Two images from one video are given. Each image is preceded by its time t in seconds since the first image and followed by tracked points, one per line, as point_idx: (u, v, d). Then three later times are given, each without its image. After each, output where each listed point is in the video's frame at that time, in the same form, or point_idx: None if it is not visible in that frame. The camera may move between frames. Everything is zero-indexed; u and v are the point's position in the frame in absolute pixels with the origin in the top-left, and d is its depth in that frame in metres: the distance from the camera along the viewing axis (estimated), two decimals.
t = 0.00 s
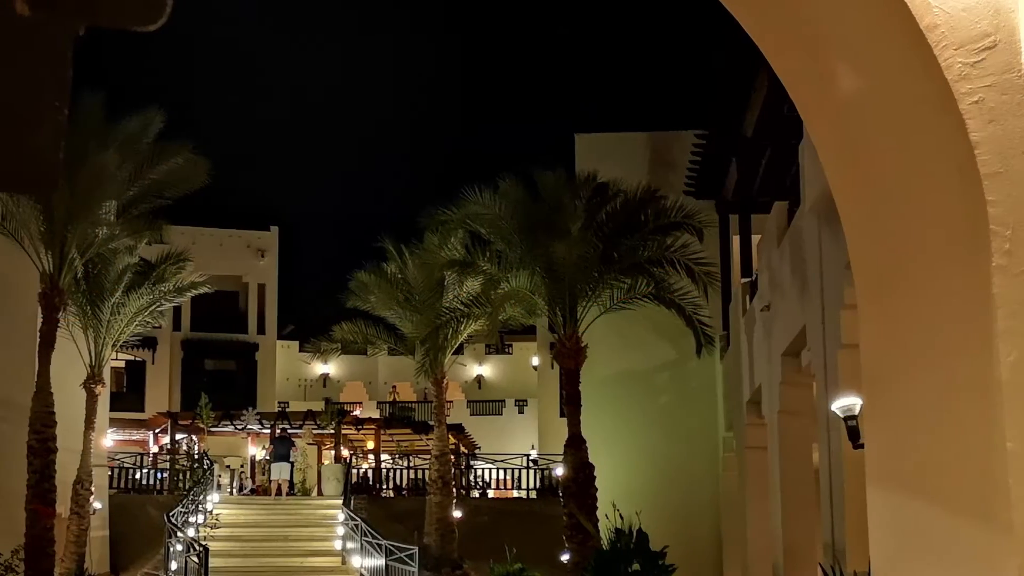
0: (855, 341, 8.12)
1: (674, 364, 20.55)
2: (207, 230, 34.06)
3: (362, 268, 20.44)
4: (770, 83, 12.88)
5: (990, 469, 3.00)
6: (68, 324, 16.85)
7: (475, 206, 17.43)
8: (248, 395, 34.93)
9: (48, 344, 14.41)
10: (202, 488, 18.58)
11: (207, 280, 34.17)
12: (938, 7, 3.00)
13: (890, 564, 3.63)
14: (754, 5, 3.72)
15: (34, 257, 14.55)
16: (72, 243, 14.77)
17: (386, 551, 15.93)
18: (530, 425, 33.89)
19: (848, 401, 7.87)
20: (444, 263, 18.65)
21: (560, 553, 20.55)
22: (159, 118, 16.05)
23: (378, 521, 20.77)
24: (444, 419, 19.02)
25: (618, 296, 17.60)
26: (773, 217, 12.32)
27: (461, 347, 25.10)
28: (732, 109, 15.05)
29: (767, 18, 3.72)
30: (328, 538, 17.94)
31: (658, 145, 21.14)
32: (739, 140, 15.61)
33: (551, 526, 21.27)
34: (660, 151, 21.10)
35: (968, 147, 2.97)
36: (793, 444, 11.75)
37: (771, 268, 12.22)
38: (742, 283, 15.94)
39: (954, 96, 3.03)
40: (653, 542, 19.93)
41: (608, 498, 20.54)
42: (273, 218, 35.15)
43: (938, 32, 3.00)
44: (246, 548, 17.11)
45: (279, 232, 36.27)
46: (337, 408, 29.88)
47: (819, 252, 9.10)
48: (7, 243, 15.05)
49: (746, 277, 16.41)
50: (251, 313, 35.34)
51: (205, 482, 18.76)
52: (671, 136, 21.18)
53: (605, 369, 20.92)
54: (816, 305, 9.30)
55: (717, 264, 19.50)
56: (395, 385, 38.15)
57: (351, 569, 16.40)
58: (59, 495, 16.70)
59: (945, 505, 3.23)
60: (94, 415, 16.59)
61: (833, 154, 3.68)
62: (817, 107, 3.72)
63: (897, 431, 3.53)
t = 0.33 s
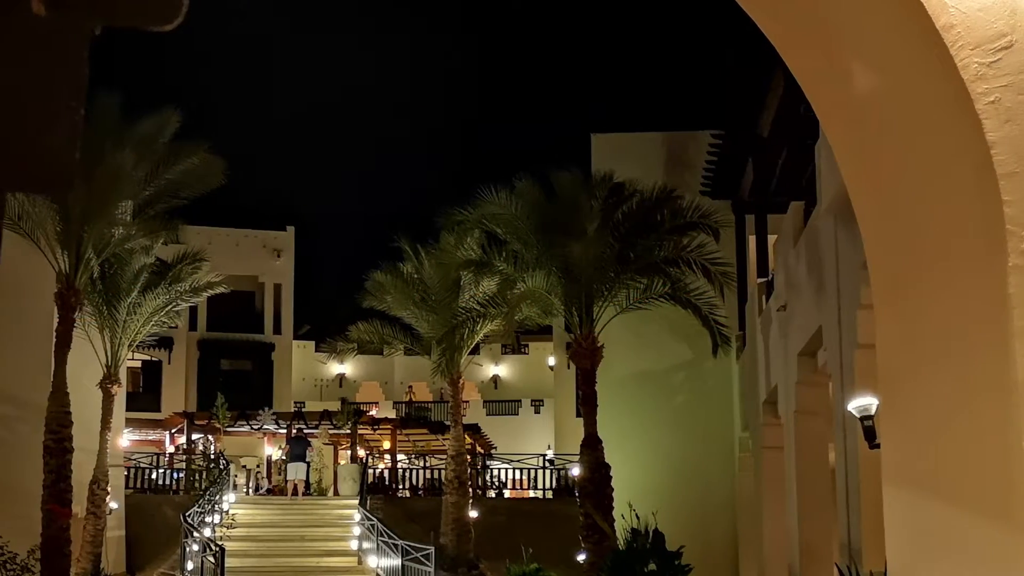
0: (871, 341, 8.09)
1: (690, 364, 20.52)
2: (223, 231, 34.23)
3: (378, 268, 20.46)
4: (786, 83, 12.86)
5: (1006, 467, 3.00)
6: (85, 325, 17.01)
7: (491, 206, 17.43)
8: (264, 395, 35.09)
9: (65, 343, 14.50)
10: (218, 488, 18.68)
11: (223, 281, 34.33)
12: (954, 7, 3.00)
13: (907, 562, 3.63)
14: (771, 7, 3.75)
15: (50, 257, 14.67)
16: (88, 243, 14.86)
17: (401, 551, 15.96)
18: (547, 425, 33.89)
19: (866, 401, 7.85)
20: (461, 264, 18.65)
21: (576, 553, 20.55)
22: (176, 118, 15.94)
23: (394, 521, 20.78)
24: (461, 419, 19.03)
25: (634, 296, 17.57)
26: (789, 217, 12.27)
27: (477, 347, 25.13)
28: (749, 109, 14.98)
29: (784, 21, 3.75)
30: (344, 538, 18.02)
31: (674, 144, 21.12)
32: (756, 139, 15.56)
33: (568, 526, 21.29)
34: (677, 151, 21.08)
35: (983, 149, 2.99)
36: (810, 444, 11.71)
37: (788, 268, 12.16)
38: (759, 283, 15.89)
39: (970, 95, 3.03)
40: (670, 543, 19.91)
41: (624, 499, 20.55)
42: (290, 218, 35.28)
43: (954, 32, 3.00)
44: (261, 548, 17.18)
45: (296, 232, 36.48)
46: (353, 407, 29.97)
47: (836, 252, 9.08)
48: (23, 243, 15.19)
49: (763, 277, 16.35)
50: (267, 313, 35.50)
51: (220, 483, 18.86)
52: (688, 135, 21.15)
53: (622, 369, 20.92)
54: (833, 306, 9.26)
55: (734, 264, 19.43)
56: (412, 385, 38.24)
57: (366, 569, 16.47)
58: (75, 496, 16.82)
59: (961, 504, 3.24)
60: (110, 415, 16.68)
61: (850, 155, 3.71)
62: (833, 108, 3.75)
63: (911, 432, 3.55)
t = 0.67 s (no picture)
0: (887, 341, 8.06)
1: (706, 363, 20.49)
2: (238, 231, 34.39)
3: (394, 268, 20.51)
4: (802, 83, 12.81)
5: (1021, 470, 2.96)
6: (102, 326, 17.15)
7: (508, 206, 17.41)
8: (280, 395, 35.21)
9: (81, 343, 14.58)
10: (234, 488, 18.75)
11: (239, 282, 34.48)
12: (971, 7, 2.94)
13: (923, 562, 3.62)
14: (789, 6, 3.75)
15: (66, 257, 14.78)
16: (104, 243, 14.90)
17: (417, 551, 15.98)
18: (563, 425, 33.90)
19: (882, 402, 7.81)
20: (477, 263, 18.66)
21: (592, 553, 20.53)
22: (192, 119, 15.94)
23: (410, 521, 20.80)
24: (477, 419, 19.05)
25: (650, 297, 17.56)
26: (805, 217, 12.24)
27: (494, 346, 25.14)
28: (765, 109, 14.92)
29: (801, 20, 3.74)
30: (361, 538, 18.07)
31: (689, 144, 21.09)
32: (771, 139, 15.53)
33: (584, 526, 21.29)
34: (692, 152, 21.04)
35: (999, 150, 2.95)
36: (826, 445, 11.67)
37: (804, 268, 12.11)
38: (775, 283, 15.83)
39: (985, 96, 2.97)
40: (686, 543, 19.88)
41: (640, 500, 20.54)
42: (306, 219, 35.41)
43: (971, 34, 2.94)
44: (277, 548, 17.23)
45: (312, 232, 36.60)
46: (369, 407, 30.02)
47: (852, 251, 9.05)
48: (40, 243, 15.33)
49: (779, 276, 16.30)
50: (283, 314, 35.61)
51: (237, 483, 18.93)
52: (703, 135, 21.12)
53: (637, 369, 20.89)
54: (849, 306, 9.23)
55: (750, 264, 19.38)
56: (428, 385, 38.29)
57: (383, 569, 16.52)
58: (91, 496, 16.92)
59: (977, 504, 3.22)
60: (126, 415, 16.76)
61: (868, 154, 3.70)
62: (851, 108, 3.74)
63: (928, 433, 3.53)
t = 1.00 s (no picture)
0: (904, 341, 8.00)
1: (722, 363, 20.42)
2: (255, 232, 34.51)
3: (411, 268, 20.51)
4: (818, 85, 12.76)
5: None
6: (118, 327, 17.23)
7: (524, 206, 17.35)
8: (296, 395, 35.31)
9: (97, 343, 14.64)
10: (250, 488, 18.80)
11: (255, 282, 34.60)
12: (987, 7, 2.92)
13: (939, 564, 3.60)
14: (807, 5, 3.71)
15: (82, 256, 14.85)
16: (121, 243, 14.92)
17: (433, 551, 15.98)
18: (580, 425, 33.87)
19: (898, 403, 7.75)
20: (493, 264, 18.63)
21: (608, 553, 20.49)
22: (208, 119, 15.98)
23: (426, 521, 20.81)
24: (493, 419, 19.04)
25: (666, 297, 17.51)
26: (822, 217, 12.20)
27: (510, 346, 25.13)
28: (781, 110, 14.83)
29: (818, 19, 3.71)
30: (377, 539, 18.11)
31: (706, 145, 21.02)
32: (785, 139, 15.47)
33: (600, 526, 21.26)
34: (709, 152, 20.97)
35: (1016, 149, 2.91)
36: (843, 445, 11.60)
37: (821, 268, 12.06)
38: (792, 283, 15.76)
39: (1002, 97, 2.93)
40: (702, 543, 19.81)
41: (656, 500, 20.52)
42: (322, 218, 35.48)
43: (988, 34, 2.91)
44: (292, 548, 17.27)
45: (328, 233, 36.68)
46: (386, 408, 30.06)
47: (868, 250, 9.01)
48: (56, 243, 15.43)
49: (796, 277, 16.21)
50: (299, 314, 35.71)
51: (253, 483, 18.98)
52: (719, 136, 21.04)
53: (654, 369, 20.87)
54: (865, 306, 9.18)
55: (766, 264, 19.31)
56: (444, 385, 38.33)
57: (399, 569, 16.54)
58: (107, 496, 17.00)
59: (994, 505, 3.19)
60: (142, 416, 16.82)
61: (884, 154, 3.67)
62: (869, 107, 3.71)
63: (944, 433, 3.50)
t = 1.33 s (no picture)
0: (920, 341, 7.96)
1: (738, 363, 20.37)
2: (271, 232, 34.61)
3: (427, 268, 20.51)
4: (834, 84, 12.72)
5: None
6: (134, 327, 17.31)
7: (540, 206, 17.33)
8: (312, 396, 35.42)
9: (113, 344, 14.70)
10: (267, 488, 18.85)
11: (271, 283, 34.71)
12: (1003, 7, 2.87)
13: (956, 564, 3.57)
14: (824, 4, 3.69)
15: (99, 257, 14.88)
16: (137, 243, 14.90)
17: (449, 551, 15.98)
18: (597, 425, 33.84)
19: (915, 404, 7.69)
20: (509, 264, 18.61)
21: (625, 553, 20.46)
22: (225, 120, 16.03)
23: (442, 521, 20.82)
24: (509, 419, 19.02)
25: (682, 297, 17.47)
26: (837, 217, 12.15)
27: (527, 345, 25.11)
28: (796, 111, 14.79)
29: (835, 18, 3.69)
30: (393, 538, 18.14)
31: (722, 145, 20.96)
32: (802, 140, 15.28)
33: (615, 526, 21.24)
34: (725, 153, 20.92)
35: None
36: (858, 445, 11.54)
37: (837, 268, 12.00)
38: (808, 283, 15.70)
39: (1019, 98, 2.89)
40: (719, 543, 19.76)
41: (672, 500, 20.50)
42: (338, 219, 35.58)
43: (1005, 34, 2.87)
44: (308, 549, 17.30)
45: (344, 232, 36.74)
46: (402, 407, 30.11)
47: (883, 251, 8.98)
48: (72, 243, 15.50)
49: (811, 277, 16.16)
50: (314, 315, 35.80)
51: (269, 483, 19.03)
52: (735, 136, 20.97)
53: (670, 369, 20.87)
54: (881, 306, 9.14)
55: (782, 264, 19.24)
56: (460, 385, 38.36)
57: (415, 569, 16.55)
58: (124, 496, 17.08)
59: (1009, 505, 3.17)
60: (158, 416, 16.89)
61: (901, 154, 3.65)
62: (885, 107, 3.69)
63: (960, 433, 3.48)
